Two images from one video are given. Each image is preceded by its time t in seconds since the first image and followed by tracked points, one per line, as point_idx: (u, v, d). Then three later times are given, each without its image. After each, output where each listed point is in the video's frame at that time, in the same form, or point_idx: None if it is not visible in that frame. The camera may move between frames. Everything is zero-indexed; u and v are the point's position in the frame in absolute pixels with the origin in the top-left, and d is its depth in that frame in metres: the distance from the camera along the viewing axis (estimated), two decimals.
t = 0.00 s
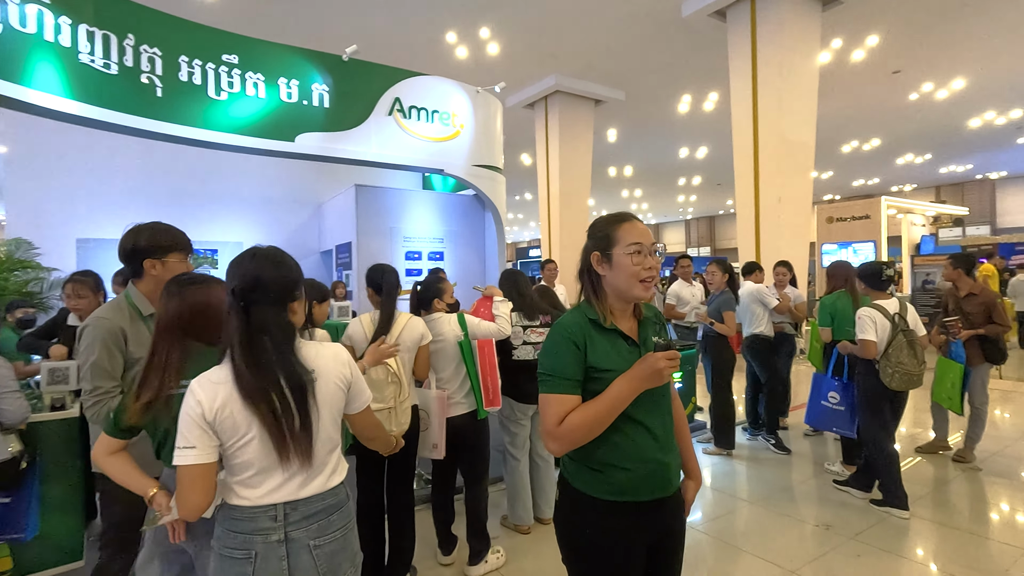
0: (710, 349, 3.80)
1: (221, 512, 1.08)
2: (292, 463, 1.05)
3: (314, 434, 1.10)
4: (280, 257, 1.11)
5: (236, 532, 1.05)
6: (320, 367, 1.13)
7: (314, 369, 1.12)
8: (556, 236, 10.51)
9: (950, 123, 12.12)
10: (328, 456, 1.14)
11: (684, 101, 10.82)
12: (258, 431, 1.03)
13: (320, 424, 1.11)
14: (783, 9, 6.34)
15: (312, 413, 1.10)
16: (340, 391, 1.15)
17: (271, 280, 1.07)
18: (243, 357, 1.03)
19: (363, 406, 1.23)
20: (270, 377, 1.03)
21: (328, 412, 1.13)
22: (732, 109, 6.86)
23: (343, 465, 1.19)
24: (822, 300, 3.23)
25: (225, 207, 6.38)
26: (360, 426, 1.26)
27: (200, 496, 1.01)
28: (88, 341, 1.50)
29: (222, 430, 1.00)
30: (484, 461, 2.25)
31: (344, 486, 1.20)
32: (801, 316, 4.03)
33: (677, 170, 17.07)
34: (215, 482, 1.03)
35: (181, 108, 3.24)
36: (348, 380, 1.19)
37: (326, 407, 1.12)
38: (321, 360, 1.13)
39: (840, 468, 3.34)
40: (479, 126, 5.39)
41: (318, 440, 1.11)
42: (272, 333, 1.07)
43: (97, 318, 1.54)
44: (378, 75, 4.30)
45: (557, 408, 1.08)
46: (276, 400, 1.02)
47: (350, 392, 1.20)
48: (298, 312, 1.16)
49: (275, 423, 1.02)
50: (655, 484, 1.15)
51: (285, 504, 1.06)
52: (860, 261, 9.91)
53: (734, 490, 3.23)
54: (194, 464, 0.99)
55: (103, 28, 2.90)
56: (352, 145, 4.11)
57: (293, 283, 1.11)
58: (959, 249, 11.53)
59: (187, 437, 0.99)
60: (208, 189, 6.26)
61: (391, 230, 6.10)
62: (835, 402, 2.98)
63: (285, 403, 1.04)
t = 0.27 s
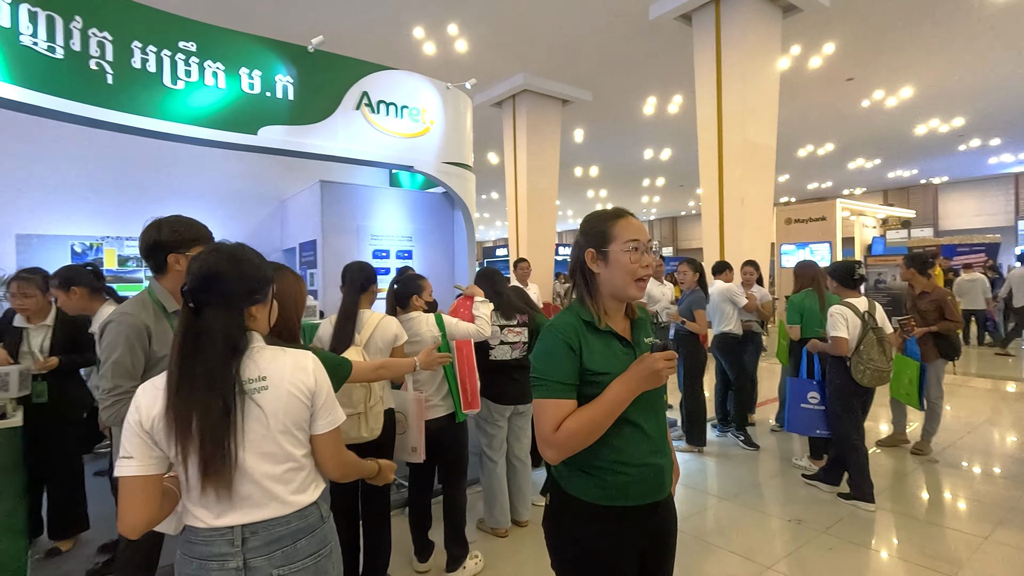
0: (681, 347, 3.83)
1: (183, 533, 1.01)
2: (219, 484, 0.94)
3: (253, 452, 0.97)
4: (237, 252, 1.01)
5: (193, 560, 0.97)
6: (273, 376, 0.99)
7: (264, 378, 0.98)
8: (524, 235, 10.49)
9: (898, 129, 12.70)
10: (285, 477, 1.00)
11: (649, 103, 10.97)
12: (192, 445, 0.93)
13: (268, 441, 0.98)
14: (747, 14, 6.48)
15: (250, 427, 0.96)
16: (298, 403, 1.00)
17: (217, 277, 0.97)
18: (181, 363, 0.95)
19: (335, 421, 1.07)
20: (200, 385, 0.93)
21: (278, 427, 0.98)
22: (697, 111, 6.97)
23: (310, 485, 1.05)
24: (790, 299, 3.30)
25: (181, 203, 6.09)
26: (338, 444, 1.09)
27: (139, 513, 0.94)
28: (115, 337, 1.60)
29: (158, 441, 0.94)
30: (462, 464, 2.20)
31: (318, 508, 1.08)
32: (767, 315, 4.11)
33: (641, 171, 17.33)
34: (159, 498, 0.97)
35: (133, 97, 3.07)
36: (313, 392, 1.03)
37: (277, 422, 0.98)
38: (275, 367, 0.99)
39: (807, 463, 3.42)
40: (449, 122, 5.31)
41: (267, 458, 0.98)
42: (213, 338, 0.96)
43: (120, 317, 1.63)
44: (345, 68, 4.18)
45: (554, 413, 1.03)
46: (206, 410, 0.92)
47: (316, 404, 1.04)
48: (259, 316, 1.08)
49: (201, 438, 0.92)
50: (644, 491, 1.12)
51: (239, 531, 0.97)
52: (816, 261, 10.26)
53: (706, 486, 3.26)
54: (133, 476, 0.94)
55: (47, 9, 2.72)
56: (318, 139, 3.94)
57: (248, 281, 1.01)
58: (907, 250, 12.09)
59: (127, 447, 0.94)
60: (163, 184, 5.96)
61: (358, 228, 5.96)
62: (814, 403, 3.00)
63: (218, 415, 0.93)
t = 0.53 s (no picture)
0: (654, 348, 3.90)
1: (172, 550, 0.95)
2: (192, 497, 0.88)
3: (237, 464, 0.90)
4: (239, 250, 0.97)
5: None
6: (265, 383, 0.92)
7: (255, 384, 0.92)
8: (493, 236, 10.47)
9: (850, 137, 13.25)
10: (273, 495, 0.92)
11: (616, 106, 11.11)
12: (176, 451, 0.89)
13: (254, 453, 0.90)
14: (713, 21, 6.63)
15: (233, 437, 0.90)
16: (291, 413, 0.92)
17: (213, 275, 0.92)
18: (174, 363, 0.92)
19: (333, 435, 0.98)
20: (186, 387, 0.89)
21: (265, 438, 0.91)
22: (665, 115, 7.09)
23: (301, 503, 0.97)
24: (760, 300, 3.39)
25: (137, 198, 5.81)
26: (336, 461, 1.00)
27: (126, 518, 0.90)
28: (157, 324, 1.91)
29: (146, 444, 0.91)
30: (444, 468, 2.15)
31: (310, 529, 0.99)
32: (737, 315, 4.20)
33: (607, 173, 17.56)
34: (148, 504, 0.94)
35: (88, 85, 2.91)
36: (308, 402, 0.95)
37: (266, 433, 0.91)
38: (268, 372, 0.93)
39: (777, 459, 3.52)
40: (421, 121, 5.23)
41: (251, 473, 0.91)
42: (205, 340, 0.92)
43: (165, 309, 1.92)
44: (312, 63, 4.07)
45: (557, 416, 1.01)
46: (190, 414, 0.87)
47: (311, 416, 0.96)
48: (262, 317, 1.00)
49: (184, 443, 0.87)
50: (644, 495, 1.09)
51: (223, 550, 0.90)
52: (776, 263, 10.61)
53: (681, 484, 3.31)
54: (120, 480, 0.90)
55: None
56: (284, 135, 3.85)
57: (248, 282, 0.95)
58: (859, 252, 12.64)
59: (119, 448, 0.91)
60: (116, 178, 5.67)
61: (326, 227, 5.81)
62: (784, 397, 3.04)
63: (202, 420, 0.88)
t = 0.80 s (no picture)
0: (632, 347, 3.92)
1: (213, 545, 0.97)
2: (245, 495, 0.90)
3: (289, 464, 0.92)
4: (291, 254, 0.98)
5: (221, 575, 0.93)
6: (315, 385, 0.94)
7: (305, 385, 0.94)
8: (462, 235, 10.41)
9: (807, 143, 13.75)
10: (318, 494, 0.95)
11: (584, 107, 11.22)
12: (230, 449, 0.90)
13: (304, 453, 0.93)
14: (680, 27, 6.76)
15: (286, 437, 0.92)
16: (339, 414, 0.95)
17: (271, 277, 0.93)
18: (226, 362, 0.92)
19: (377, 436, 1.01)
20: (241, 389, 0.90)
21: (315, 438, 0.94)
22: (634, 117, 7.20)
23: (342, 502, 1.00)
24: (732, 301, 3.50)
25: (90, 194, 5.54)
26: (378, 462, 1.02)
27: (175, 514, 0.91)
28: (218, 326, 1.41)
29: (198, 442, 0.91)
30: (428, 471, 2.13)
31: (348, 528, 1.02)
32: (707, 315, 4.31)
33: (574, 174, 17.71)
34: (198, 501, 0.94)
35: (43, 73, 2.78)
36: (355, 404, 0.98)
37: (318, 433, 0.94)
38: (318, 375, 0.95)
39: (748, 455, 3.62)
40: (393, 118, 5.16)
41: (300, 472, 0.93)
42: (261, 340, 0.93)
43: (214, 309, 1.43)
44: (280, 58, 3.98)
45: (562, 418, 1.01)
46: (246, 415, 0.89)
47: (357, 416, 0.99)
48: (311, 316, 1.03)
49: (240, 441, 0.89)
50: (645, 492, 1.10)
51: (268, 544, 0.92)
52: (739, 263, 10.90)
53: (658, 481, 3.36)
54: (172, 475, 0.91)
55: None
56: (254, 130, 3.76)
57: (301, 286, 0.97)
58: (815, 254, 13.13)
59: (170, 444, 0.92)
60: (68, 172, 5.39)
61: (294, 225, 5.60)
62: (749, 386, 3.19)
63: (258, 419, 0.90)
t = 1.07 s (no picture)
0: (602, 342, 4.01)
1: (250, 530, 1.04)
2: (294, 482, 0.97)
3: (333, 453, 1.00)
4: (333, 257, 1.08)
5: (260, 559, 1.00)
6: (355, 379, 1.04)
7: (347, 379, 1.03)
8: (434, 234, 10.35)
9: (769, 146, 14.16)
10: (356, 483, 1.03)
11: (555, 108, 11.29)
12: (280, 437, 0.98)
13: (347, 443, 1.01)
14: (650, 30, 6.88)
15: (332, 427, 1.00)
16: (377, 407, 1.05)
17: (320, 279, 1.03)
18: (274, 357, 1.00)
19: (410, 429, 1.10)
20: (291, 382, 0.97)
21: (356, 430, 1.02)
22: (605, 118, 7.28)
23: (376, 492, 1.08)
24: (702, 298, 3.58)
25: (44, 189, 5.28)
26: (411, 451, 1.12)
27: (224, 497, 0.99)
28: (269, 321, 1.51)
29: (247, 433, 0.98)
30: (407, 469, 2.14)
31: (379, 518, 1.09)
32: (678, 313, 4.42)
33: (545, 174, 17.80)
34: (241, 489, 1.01)
35: None
36: (391, 398, 1.07)
37: (361, 424, 1.03)
38: (358, 370, 1.04)
39: (718, 450, 3.72)
40: (365, 114, 5.11)
41: (343, 462, 1.01)
42: (306, 336, 1.01)
43: (262, 305, 1.54)
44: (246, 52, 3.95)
45: (550, 413, 1.02)
46: (296, 405, 0.97)
47: (393, 410, 1.08)
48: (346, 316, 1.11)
49: (289, 430, 0.97)
50: (632, 484, 1.13)
51: (306, 531, 0.99)
52: (705, 263, 11.16)
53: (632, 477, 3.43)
54: (218, 464, 0.98)
55: None
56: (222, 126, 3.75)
57: (343, 288, 1.07)
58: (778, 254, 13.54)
59: (216, 435, 0.99)
60: (20, 165, 5.14)
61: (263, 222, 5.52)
62: (715, 378, 3.28)
63: (306, 411, 0.97)
